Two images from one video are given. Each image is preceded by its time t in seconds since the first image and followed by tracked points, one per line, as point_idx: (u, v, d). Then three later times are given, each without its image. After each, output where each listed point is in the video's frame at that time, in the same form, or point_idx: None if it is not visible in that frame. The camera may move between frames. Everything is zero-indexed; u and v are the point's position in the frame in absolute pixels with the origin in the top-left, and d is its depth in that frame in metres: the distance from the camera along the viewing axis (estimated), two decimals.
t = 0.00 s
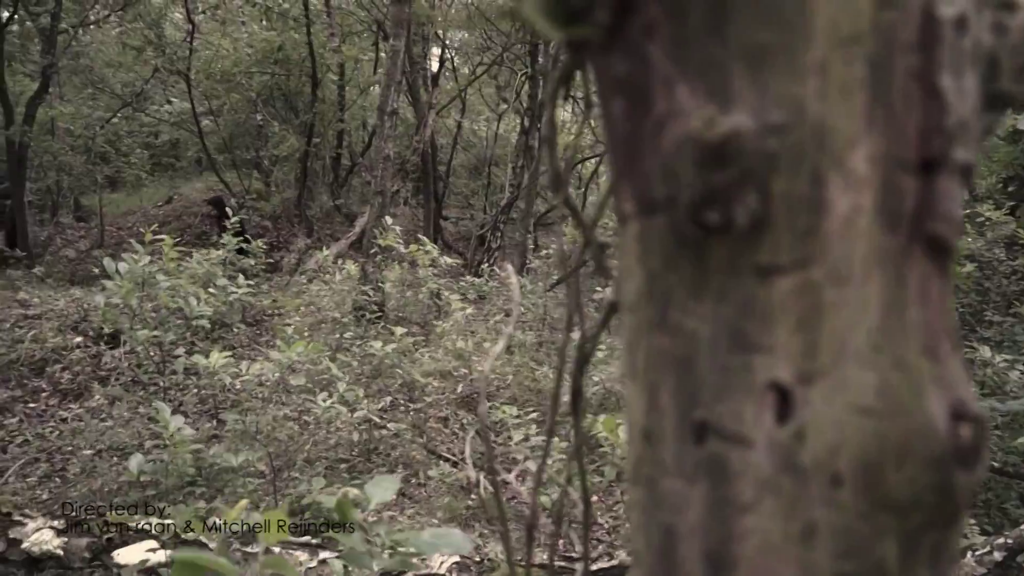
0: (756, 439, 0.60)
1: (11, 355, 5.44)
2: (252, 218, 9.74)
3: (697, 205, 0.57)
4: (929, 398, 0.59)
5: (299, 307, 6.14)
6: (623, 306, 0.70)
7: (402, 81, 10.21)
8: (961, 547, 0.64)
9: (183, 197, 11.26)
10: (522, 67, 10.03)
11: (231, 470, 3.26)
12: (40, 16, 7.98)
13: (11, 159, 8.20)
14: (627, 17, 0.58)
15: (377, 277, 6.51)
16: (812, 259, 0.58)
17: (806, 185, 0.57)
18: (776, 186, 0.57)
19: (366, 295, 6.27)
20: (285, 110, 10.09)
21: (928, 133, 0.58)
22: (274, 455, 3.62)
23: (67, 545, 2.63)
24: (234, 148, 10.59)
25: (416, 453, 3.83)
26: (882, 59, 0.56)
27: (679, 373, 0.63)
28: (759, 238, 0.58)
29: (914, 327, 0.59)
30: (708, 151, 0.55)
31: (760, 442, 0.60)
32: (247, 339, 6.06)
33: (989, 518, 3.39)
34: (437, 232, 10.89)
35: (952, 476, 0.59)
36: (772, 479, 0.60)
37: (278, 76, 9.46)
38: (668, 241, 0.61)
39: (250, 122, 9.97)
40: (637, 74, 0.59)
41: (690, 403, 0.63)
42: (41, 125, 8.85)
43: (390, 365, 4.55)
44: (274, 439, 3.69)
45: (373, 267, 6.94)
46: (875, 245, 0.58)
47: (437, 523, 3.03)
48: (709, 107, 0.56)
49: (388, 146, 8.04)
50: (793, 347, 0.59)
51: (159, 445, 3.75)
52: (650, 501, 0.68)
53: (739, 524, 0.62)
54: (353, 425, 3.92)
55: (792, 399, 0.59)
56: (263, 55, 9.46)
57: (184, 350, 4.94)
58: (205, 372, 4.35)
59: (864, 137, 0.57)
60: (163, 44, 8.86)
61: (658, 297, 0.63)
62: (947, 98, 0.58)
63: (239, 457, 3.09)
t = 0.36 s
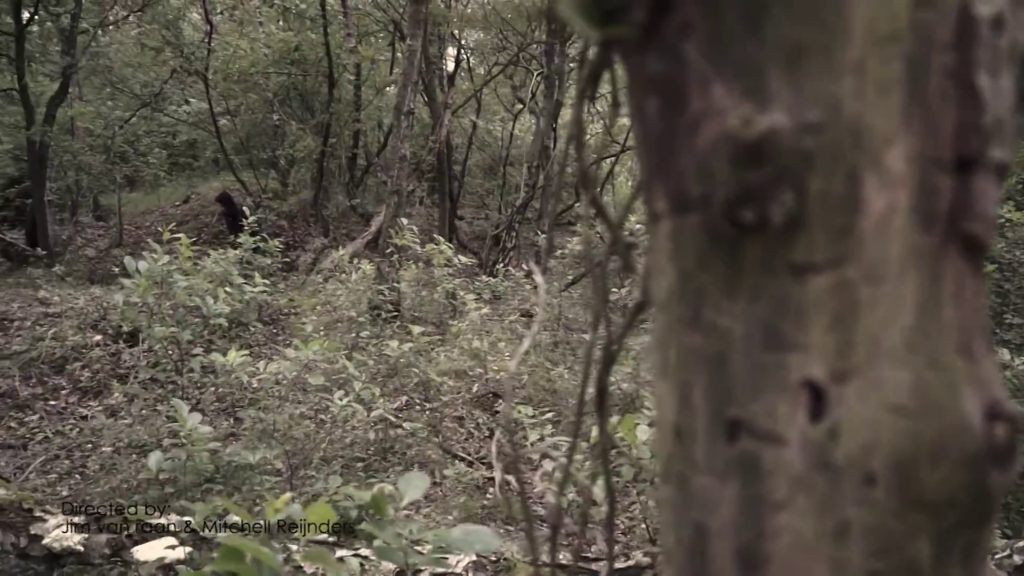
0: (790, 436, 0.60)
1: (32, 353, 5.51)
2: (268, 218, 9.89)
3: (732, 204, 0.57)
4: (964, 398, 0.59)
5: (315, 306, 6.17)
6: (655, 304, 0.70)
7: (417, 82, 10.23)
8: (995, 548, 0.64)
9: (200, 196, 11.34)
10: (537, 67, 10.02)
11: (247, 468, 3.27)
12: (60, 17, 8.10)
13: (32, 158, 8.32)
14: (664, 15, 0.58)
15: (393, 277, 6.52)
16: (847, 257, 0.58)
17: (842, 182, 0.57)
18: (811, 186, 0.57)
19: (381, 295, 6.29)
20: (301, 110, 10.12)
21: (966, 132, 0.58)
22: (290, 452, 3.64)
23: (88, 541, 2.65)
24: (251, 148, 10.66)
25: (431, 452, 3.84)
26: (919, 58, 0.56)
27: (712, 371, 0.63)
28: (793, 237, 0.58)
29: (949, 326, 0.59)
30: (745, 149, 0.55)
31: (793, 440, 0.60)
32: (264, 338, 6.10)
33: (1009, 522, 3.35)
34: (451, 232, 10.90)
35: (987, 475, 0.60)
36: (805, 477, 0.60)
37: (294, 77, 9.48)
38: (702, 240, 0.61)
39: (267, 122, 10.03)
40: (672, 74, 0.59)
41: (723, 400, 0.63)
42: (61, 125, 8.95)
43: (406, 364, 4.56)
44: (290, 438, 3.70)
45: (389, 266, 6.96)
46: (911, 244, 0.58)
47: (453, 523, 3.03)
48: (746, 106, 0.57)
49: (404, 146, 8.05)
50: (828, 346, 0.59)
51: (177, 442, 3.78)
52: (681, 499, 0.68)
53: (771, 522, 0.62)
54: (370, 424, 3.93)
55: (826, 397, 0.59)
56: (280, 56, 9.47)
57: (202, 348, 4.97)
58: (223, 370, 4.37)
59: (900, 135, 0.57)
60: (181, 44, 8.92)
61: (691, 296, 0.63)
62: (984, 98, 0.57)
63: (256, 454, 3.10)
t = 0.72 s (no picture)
0: (822, 438, 0.60)
1: (51, 352, 5.57)
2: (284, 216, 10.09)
3: (765, 204, 0.57)
4: (997, 399, 0.59)
5: (330, 305, 6.19)
6: (685, 303, 0.70)
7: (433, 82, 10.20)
8: None
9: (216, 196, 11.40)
10: (553, 67, 9.98)
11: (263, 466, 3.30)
12: (78, 19, 8.18)
13: (52, 159, 8.40)
14: (699, 14, 0.58)
15: (408, 276, 6.52)
16: (881, 258, 0.58)
17: (876, 183, 0.57)
18: (846, 187, 0.57)
19: (396, 294, 6.30)
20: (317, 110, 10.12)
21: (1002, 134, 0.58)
22: (306, 452, 3.65)
23: (106, 538, 2.68)
24: (267, 148, 10.71)
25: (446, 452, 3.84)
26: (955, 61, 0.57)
27: (744, 373, 0.63)
28: (828, 237, 0.58)
29: (982, 327, 0.59)
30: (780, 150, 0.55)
31: (826, 441, 0.60)
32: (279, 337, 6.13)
33: None
34: (466, 232, 10.92)
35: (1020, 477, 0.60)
36: (837, 479, 0.60)
37: (310, 77, 9.45)
38: (734, 240, 0.61)
39: (283, 122, 10.05)
40: (705, 75, 0.59)
41: (755, 400, 0.63)
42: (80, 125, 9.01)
43: (422, 364, 4.56)
44: (306, 437, 3.70)
45: (404, 266, 6.96)
46: (945, 246, 0.58)
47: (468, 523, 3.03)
48: (782, 105, 0.56)
49: (420, 146, 8.05)
50: (861, 348, 0.59)
51: (194, 440, 3.80)
52: (710, 500, 0.68)
53: (801, 523, 0.62)
54: (385, 424, 3.93)
55: (859, 399, 0.59)
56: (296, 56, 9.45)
57: (218, 348, 4.99)
58: (239, 369, 4.39)
59: (935, 137, 0.57)
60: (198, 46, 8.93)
61: (723, 296, 0.63)
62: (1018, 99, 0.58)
63: (273, 453, 3.13)
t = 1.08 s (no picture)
0: (850, 440, 0.60)
1: (71, 352, 5.63)
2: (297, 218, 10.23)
3: (794, 206, 0.57)
4: None
5: (345, 306, 6.21)
6: (708, 303, 0.70)
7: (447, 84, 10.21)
8: None
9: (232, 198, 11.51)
10: (567, 68, 9.97)
11: (279, 468, 3.30)
12: (96, 22, 8.26)
13: (70, 161, 8.50)
14: (727, 14, 0.58)
15: (422, 277, 6.54)
16: (911, 260, 0.58)
17: (905, 184, 0.57)
18: (875, 189, 0.57)
19: (411, 295, 6.32)
20: (331, 112, 10.15)
21: None
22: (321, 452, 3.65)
23: (124, 538, 2.70)
24: (282, 150, 10.78)
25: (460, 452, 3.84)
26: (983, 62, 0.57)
27: (769, 376, 0.63)
28: (857, 239, 0.57)
29: (1009, 328, 0.59)
30: (809, 151, 0.55)
31: (854, 442, 0.60)
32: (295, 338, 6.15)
33: None
34: (480, 233, 10.93)
35: None
36: (866, 480, 0.60)
37: (325, 79, 9.48)
38: (760, 241, 0.61)
39: (298, 124, 10.10)
40: (730, 76, 0.59)
41: (782, 402, 0.62)
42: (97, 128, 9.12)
43: (437, 365, 4.57)
44: (321, 438, 3.71)
45: (418, 267, 6.96)
46: (974, 247, 0.58)
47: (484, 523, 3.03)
48: (809, 107, 0.56)
49: (434, 147, 8.05)
50: (890, 350, 0.59)
51: (210, 439, 3.83)
52: (736, 502, 0.68)
53: (827, 526, 0.62)
54: (400, 425, 3.94)
55: (887, 401, 0.59)
56: (311, 58, 9.48)
57: (235, 348, 5.02)
58: (255, 370, 4.41)
59: (963, 138, 0.57)
60: (214, 49, 8.99)
61: (750, 298, 0.63)
62: None
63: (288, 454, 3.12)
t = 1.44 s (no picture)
0: (882, 442, 0.60)
1: (89, 351, 5.68)
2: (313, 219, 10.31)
3: (825, 206, 0.57)
4: None
5: (359, 307, 6.23)
6: (738, 305, 0.70)
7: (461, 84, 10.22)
8: None
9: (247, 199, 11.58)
10: (581, 68, 9.96)
11: (294, 467, 3.31)
12: (114, 24, 8.34)
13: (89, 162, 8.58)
14: (757, 16, 0.58)
15: (436, 277, 6.55)
16: (943, 261, 0.57)
17: (938, 186, 0.57)
18: (909, 190, 0.56)
19: (425, 296, 6.33)
20: (346, 113, 10.18)
21: None
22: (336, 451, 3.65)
23: (141, 536, 2.71)
24: (297, 150, 10.83)
25: (475, 452, 3.84)
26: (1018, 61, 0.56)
27: (800, 377, 0.63)
28: (891, 239, 0.57)
29: None
30: (842, 151, 0.55)
31: (885, 444, 0.60)
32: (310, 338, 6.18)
33: None
34: (493, 234, 10.94)
35: None
36: (897, 483, 0.60)
37: (340, 80, 9.52)
38: (793, 241, 0.60)
39: (313, 124, 10.13)
40: (762, 76, 0.59)
41: (812, 403, 0.62)
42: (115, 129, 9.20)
43: (451, 365, 4.58)
44: (337, 437, 3.72)
45: (433, 267, 6.97)
46: (1009, 249, 0.58)
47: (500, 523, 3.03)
48: (842, 107, 0.56)
49: (448, 147, 8.07)
50: (923, 351, 0.58)
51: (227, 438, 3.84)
52: (765, 503, 0.68)
53: (861, 528, 0.62)
54: (415, 425, 3.94)
55: (919, 403, 0.59)
56: (326, 59, 9.52)
57: (251, 347, 5.05)
58: (270, 369, 4.43)
59: (997, 139, 0.57)
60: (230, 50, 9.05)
61: (780, 299, 0.63)
62: None
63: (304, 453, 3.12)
